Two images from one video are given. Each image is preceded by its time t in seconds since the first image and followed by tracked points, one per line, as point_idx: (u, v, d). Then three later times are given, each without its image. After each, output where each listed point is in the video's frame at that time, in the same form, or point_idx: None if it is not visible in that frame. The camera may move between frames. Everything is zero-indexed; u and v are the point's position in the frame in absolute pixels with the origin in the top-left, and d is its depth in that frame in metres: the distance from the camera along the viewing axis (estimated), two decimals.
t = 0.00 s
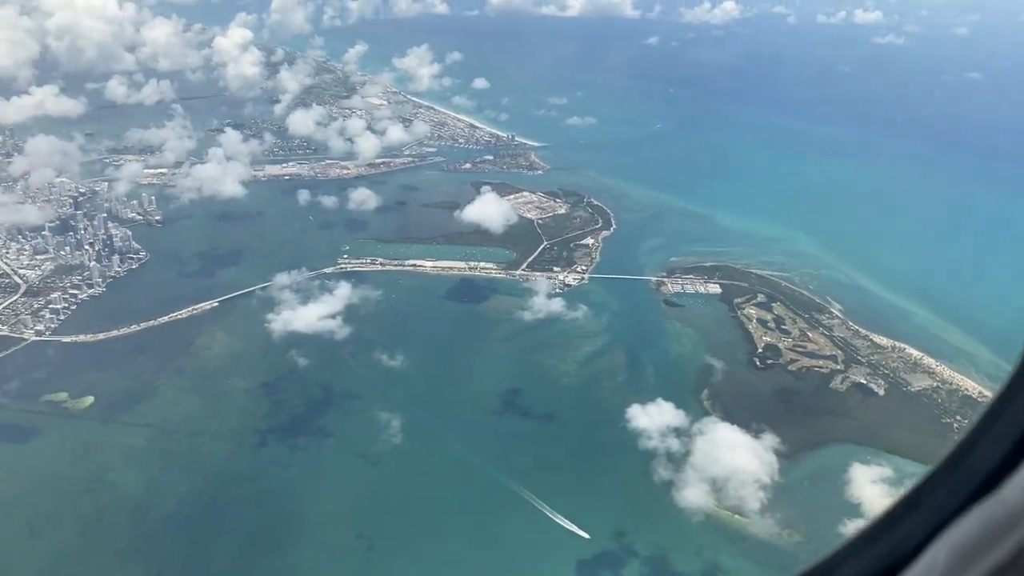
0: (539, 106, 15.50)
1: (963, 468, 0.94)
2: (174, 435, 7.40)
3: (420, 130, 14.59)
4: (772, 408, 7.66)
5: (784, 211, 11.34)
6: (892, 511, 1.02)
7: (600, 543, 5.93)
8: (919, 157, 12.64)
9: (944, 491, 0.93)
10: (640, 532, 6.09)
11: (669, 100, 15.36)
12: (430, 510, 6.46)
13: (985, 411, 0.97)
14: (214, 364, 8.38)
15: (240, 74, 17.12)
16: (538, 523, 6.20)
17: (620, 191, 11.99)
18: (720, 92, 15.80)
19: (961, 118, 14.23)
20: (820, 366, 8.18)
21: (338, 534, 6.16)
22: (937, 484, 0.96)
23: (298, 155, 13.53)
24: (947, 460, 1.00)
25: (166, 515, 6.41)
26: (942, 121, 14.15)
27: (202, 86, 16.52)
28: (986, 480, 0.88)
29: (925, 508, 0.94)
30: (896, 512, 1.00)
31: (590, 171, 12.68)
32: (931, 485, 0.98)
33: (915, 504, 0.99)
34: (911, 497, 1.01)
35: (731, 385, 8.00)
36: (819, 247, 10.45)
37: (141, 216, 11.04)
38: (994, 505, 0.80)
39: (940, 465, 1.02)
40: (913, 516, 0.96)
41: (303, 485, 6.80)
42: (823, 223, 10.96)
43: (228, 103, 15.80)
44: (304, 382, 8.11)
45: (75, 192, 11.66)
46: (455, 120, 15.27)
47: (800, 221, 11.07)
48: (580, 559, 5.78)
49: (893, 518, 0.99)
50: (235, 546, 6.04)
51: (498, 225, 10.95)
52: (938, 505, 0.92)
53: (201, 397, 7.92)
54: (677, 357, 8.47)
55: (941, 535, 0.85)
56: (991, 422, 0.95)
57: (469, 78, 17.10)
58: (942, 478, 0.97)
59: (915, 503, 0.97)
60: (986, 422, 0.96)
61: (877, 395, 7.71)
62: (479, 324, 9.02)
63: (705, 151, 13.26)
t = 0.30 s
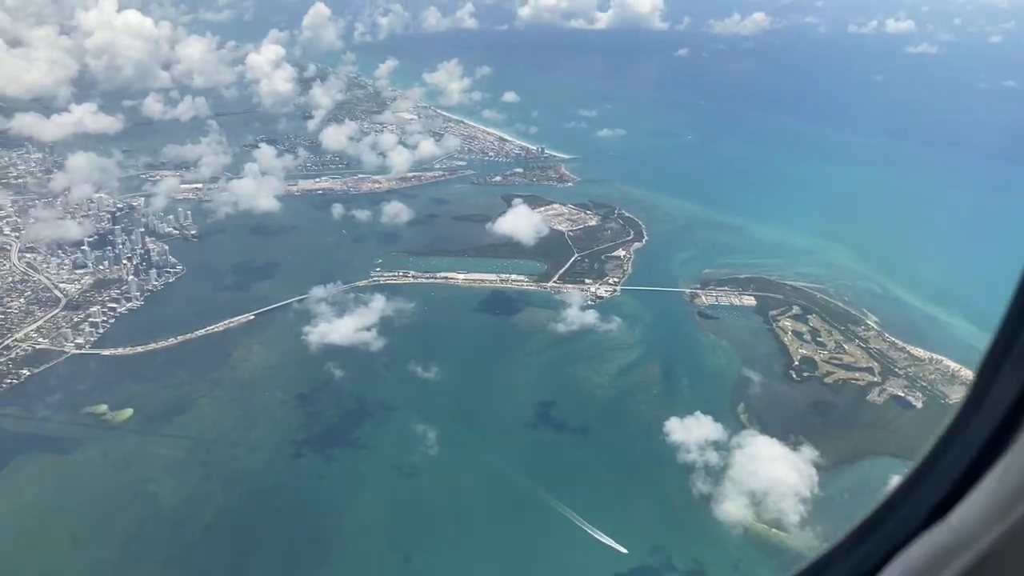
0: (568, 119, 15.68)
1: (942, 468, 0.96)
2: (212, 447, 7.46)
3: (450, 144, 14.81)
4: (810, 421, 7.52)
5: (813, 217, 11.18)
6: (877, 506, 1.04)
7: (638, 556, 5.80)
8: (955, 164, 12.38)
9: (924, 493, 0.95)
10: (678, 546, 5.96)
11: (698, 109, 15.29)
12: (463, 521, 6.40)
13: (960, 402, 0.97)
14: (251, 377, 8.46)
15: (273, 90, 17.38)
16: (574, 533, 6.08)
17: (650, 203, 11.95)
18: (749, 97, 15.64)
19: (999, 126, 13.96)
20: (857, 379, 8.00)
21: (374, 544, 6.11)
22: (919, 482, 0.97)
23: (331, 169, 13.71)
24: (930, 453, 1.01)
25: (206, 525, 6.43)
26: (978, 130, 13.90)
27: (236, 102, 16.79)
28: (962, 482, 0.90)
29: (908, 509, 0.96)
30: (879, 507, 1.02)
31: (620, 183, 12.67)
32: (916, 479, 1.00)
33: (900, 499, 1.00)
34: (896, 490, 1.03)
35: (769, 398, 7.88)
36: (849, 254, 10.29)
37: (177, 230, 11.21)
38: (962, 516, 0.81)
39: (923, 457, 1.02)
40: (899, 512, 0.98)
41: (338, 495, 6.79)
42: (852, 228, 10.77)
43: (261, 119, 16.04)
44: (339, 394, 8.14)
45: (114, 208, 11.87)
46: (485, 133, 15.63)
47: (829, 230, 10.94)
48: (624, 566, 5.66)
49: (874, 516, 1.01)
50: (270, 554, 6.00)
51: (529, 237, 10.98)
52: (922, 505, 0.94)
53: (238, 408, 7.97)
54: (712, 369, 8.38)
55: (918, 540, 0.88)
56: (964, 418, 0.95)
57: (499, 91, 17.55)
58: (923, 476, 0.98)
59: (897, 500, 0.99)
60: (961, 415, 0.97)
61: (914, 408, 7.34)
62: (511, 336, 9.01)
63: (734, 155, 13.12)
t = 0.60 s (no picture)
0: (598, 134, 15.77)
1: (922, 460, 1.00)
2: (249, 459, 7.52)
3: (482, 160, 14.97)
4: (847, 436, 7.36)
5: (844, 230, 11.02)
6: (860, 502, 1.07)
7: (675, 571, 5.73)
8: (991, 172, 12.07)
9: (909, 484, 0.99)
10: (713, 562, 5.87)
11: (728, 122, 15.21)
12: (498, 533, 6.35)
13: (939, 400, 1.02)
14: (287, 390, 8.54)
15: (308, 108, 17.69)
16: (608, 548, 6.02)
17: (682, 217, 11.93)
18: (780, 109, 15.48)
19: None
20: (892, 394, 7.53)
21: (409, 556, 6.10)
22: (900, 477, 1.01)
23: (364, 185, 13.88)
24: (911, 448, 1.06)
25: (243, 537, 6.46)
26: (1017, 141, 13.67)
27: (271, 119, 17.09)
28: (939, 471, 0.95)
29: (889, 503, 1.00)
30: (862, 500, 1.06)
31: (651, 198, 12.69)
32: (896, 472, 1.04)
33: (882, 493, 1.03)
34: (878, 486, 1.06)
35: (805, 414, 7.75)
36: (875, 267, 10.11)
37: (214, 245, 11.41)
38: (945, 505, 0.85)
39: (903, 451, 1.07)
40: (881, 504, 1.01)
41: (373, 508, 6.78)
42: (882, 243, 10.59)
43: (296, 136, 16.30)
44: (374, 407, 8.19)
45: (152, 223, 12.10)
46: (516, 148, 15.83)
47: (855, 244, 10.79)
48: None
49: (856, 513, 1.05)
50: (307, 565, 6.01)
51: (561, 251, 11.02)
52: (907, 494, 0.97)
53: (275, 421, 8.05)
54: (747, 383, 8.31)
55: (896, 533, 0.92)
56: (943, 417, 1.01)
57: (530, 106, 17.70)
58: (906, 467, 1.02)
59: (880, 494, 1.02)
60: (941, 413, 1.02)
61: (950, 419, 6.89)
62: (544, 350, 9.01)
63: (765, 169, 13.01)
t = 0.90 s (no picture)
0: (627, 148, 15.81)
1: (906, 467, 1.08)
2: (280, 472, 7.52)
3: (511, 175, 15.10)
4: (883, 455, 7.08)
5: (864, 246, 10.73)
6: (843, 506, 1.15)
7: None
8: None
9: (891, 492, 1.07)
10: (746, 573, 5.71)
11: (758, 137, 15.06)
12: (528, 546, 6.24)
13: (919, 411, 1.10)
14: (318, 404, 8.58)
15: (339, 125, 17.92)
16: (638, 561, 5.88)
17: (711, 232, 11.87)
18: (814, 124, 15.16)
19: None
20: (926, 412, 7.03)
21: (441, 568, 6.04)
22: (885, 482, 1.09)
23: (393, 201, 14.01)
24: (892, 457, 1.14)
25: (277, 550, 6.42)
26: None
27: (303, 135, 17.32)
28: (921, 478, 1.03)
29: (874, 507, 1.07)
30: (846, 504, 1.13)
31: (680, 214, 12.67)
32: (887, 479, 1.10)
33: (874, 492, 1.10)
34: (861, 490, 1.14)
35: (840, 431, 7.52)
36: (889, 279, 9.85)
37: (246, 260, 11.57)
38: (925, 509, 0.93)
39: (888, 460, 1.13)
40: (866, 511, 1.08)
41: (404, 524, 6.75)
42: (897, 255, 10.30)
43: (326, 152, 16.50)
44: (405, 422, 8.20)
45: (185, 238, 12.25)
46: (544, 164, 15.93)
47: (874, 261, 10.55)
48: None
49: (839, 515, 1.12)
50: None
51: (591, 267, 11.03)
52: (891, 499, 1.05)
53: (306, 435, 8.07)
54: (780, 402, 8.17)
55: (881, 537, 1.00)
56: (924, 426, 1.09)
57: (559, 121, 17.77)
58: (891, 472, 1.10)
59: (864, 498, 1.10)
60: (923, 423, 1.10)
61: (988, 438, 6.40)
62: (574, 365, 8.97)
63: (792, 186, 12.87)
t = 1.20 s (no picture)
0: (652, 163, 15.94)
1: (881, 460, 1.09)
2: (308, 482, 7.54)
3: (537, 189, 15.23)
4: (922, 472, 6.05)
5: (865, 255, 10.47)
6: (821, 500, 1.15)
7: None
8: None
9: (867, 485, 1.08)
10: None
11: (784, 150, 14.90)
12: (554, 555, 6.10)
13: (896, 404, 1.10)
14: (344, 416, 8.61)
15: (366, 138, 18.10)
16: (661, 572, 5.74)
17: (737, 246, 11.84)
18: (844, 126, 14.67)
19: None
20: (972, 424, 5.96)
21: None
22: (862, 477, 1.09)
23: (419, 214, 14.12)
24: (868, 450, 1.14)
25: (307, 559, 6.42)
26: None
27: (330, 148, 17.53)
28: (896, 475, 1.04)
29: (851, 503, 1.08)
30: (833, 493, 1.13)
31: (706, 228, 12.66)
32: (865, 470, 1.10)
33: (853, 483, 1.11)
34: (837, 487, 1.14)
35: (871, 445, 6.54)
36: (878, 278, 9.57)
37: (274, 271, 11.74)
38: (895, 503, 0.93)
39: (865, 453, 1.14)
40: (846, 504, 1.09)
41: (432, 535, 6.74)
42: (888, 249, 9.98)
43: (353, 165, 16.66)
44: (431, 433, 8.20)
45: (214, 250, 12.39)
46: (569, 177, 16.06)
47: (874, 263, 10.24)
48: None
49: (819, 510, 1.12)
50: None
51: (618, 280, 11.06)
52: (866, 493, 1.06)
53: (333, 447, 8.10)
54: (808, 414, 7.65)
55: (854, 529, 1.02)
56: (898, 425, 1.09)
57: (584, 135, 17.89)
58: (866, 469, 1.10)
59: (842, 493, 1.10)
60: (895, 419, 1.11)
61: None
62: (601, 378, 8.94)
63: (812, 202, 12.72)
